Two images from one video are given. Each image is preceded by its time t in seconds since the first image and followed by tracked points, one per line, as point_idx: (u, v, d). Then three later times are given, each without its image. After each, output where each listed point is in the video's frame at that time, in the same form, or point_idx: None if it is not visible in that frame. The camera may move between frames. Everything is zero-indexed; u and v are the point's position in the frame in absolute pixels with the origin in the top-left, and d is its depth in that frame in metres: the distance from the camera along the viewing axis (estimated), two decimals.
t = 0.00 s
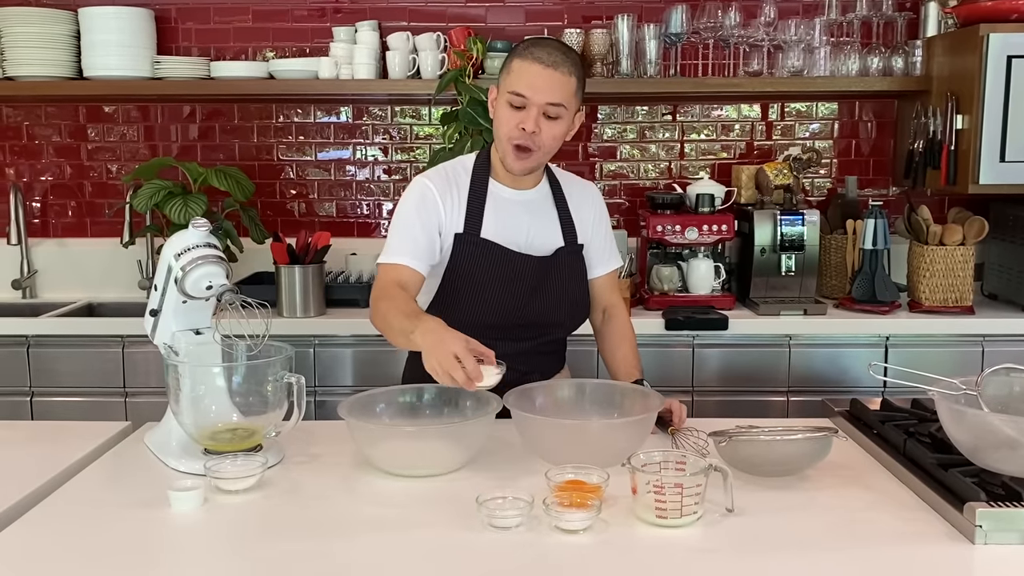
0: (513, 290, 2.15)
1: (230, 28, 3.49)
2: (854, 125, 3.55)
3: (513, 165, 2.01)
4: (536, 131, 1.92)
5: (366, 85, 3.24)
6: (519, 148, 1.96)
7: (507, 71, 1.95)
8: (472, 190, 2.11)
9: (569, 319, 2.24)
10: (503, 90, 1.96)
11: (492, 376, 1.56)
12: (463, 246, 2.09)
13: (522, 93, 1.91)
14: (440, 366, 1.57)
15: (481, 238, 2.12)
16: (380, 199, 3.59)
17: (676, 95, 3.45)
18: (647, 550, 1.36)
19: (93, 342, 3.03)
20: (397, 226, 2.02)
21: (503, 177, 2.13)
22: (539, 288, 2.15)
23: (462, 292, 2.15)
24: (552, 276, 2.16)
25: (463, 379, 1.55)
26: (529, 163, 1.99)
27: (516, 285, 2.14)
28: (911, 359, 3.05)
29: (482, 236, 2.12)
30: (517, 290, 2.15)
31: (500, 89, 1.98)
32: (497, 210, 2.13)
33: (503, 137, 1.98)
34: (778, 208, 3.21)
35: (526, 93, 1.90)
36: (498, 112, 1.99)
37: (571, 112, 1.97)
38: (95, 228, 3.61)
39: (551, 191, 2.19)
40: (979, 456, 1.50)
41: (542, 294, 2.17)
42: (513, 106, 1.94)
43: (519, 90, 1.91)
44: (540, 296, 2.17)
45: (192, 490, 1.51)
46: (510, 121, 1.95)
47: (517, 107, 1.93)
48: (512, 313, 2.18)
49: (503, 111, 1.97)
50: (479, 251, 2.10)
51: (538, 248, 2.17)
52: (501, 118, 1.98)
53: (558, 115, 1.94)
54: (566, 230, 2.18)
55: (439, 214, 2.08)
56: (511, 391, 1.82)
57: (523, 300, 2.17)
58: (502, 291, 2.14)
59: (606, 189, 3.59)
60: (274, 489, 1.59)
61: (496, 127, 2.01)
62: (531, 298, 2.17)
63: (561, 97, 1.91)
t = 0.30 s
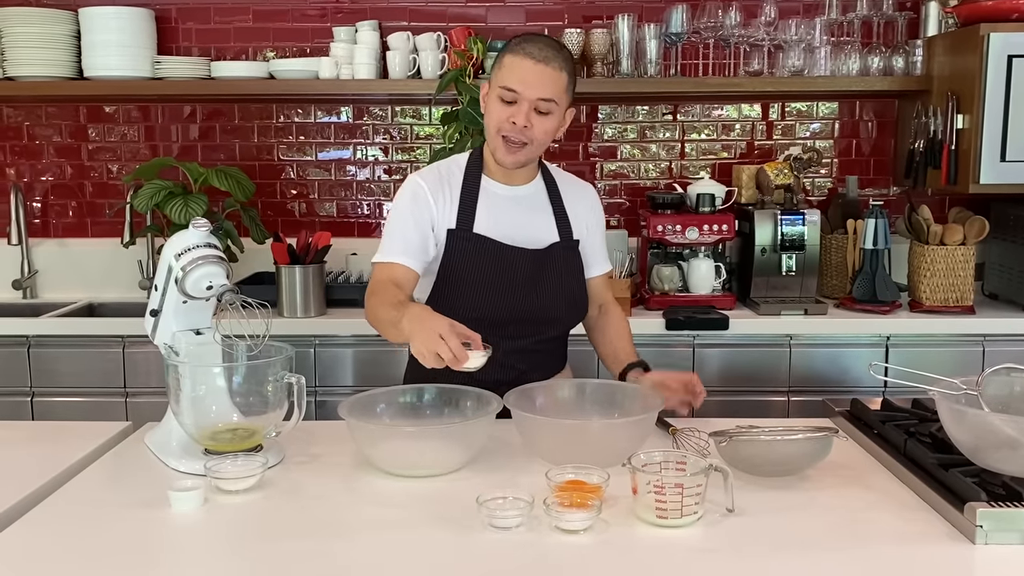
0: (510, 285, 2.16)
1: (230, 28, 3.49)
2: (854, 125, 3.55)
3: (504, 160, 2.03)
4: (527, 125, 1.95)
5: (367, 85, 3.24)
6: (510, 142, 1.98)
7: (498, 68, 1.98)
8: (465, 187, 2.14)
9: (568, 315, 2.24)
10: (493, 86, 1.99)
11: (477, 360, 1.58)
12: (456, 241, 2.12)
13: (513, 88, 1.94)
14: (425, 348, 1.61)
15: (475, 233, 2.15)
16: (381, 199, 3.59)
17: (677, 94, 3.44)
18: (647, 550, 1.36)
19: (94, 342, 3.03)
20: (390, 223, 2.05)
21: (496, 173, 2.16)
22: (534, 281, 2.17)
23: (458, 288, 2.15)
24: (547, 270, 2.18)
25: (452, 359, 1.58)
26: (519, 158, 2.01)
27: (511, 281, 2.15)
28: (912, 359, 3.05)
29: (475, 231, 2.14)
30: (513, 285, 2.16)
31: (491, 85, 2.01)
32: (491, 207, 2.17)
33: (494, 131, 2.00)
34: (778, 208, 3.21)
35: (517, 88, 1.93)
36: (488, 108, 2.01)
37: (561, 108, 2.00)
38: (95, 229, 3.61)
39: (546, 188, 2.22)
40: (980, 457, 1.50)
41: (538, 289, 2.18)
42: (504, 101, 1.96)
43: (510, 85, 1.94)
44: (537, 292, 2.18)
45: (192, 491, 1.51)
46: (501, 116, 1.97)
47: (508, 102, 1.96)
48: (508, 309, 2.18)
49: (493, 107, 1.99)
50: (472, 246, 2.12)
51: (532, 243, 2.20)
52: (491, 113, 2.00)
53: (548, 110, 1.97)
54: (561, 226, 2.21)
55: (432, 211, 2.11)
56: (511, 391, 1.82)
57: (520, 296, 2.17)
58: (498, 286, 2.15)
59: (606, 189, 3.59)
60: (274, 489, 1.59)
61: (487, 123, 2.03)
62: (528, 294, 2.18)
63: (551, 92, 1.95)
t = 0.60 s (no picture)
0: (500, 283, 2.17)
1: (230, 28, 3.49)
2: (854, 125, 3.55)
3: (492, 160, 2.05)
4: (512, 124, 1.96)
5: (367, 85, 3.24)
6: (496, 142, 1.99)
7: (479, 69, 1.99)
8: (452, 187, 2.17)
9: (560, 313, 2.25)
10: (476, 88, 2.00)
11: (455, 352, 1.54)
12: (443, 241, 2.14)
13: (496, 89, 1.95)
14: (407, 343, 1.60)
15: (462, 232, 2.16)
16: (381, 199, 3.59)
17: (677, 94, 3.45)
18: (647, 550, 1.36)
19: (94, 342, 3.04)
20: (379, 227, 2.09)
21: (484, 172, 2.18)
22: (524, 279, 2.18)
23: (449, 288, 2.17)
24: (536, 266, 2.19)
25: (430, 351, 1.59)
26: (507, 157, 2.02)
27: (501, 278, 2.17)
28: (912, 359, 3.05)
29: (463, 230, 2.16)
30: (502, 283, 2.18)
31: (474, 87, 2.02)
32: (479, 206, 2.18)
33: (480, 133, 2.01)
34: (778, 208, 3.21)
35: (500, 88, 1.94)
36: (473, 109, 2.02)
37: (545, 105, 2.01)
38: (96, 229, 3.61)
39: (535, 186, 2.23)
40: (980, 457, 1.50)
41: (528, 286, 2.19)
42: (487, 102, 1.97)
43: (493, 85, 1.95)
44: (526, 288, 2.19)
45: (192, 491, 1.51)
46: (485, 117, 1.98)
47: (491, 103, 1.97)
48: (499, 307, 2.19)
49: (477, 108, 2.00)
50: (459, 245, 2.14)
51: (521, 241, 2.21)
52: (476, 114, 2.01)
53: (533, 108, 1.97)
54: (550, 222, 2.22)
55: (419, 211, 2.13)
56: (511, 391, 1.82)
57: (511, 292, 2.19)
58: (488, 284, 2.17)
59: (607, 189, 3.59)
60: (274, 489, 1.59)
61: (472, 124, 2.04)
62: (519, 291, 2.19)
63: (534, 90, 1.96)
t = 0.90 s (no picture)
0: (490, 285, 2.18)
1: (231, 29, 3.49)
2: (855, 125, 3.55)
3: (487, 161, 2.04)
4: (507, 125, 1.96)
5: (367, 86, 3.24)
6: (491, 143, 1.99)
7: (474, 70, 1.99)
8: (447, 186, 2.17)
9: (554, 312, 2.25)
10: (471, 89, 2.00)
11: (457, 351, 1.58)
12: (436, 240, 2.15)
13: (491, 90, 1.95)
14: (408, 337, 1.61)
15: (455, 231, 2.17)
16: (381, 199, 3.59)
17: (677, 94, 3.45)
18: (648, 551, 1.36)
19: (95, 342, 3.04)
20: (375, 226, 2.11)
21: (479, 173, 2.18)
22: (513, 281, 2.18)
23: (443, 288, 2.18)
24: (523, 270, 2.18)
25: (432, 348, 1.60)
26: (502, 158, 2.02)
27: (491, 280, 2.18)
28: (913, 359, 3.05)
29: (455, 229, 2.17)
30: (492, 284, 2.18)
31: (469, 88, 2.02)
32: (472, 206, 2.18)
33: (474, 134, 2.01)
34: (778, 208, 3.21)
35: (494, 89, 1.94)
36: (467, 111, 2.02)
37: (540, 105, 2.01)
38: (96, 229, 3.61)
39: (530, 186, 2.21)
40: (980, 457, 1.50)
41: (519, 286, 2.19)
42: (482, 103, 1.97)
43: (487, 86, 1.95)
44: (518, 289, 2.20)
45: (193, 491, 1.51)
46: (480, 118, 1.98)
47: (486, 104, 1.97)
48: (492, 307, 2.20)
49: (472, 109, 2.00)
50: (451, 244, 2.14)
51: (513, 241, 2.20)
52: (471, 115, 2.01)
53: (527, 108, 1.97)
54: (543, 222, 2.20)
55: (414, 211, 2.15)
56: (512, 393, 1.83)
57: (501, 292, 2.20)
58: (480, 284, 2.18)
59: (607, 189, 3.59)
60: (274, 490, 1.59)
61: (467, 126, 2.04)
62: (510, 291, 2.20)
63: (528, 91, 1.96)
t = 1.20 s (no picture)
0: (485, 284, 2.19)
1: (231, 29, 3.49)
2: (856, 126, 3.55)
3: (486, 161, 2.05)
4: (506, 126, 1.97)
5: (368, 86, 3.24)
6: (490, 144, 2.00)
7: (473, 71, 1.99)
8: (444, 186, 2.17)
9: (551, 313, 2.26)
10: (470, 90, 2.00)
11: (486, 318, 1.67)
12: (433, 239, 2.15)
13: (489, 91, 1.95)
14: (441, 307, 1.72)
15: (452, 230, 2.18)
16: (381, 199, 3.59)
17: (678, 95, 3.44)
18: (649, 551, 1.36)
19: (96, 342, 3.04)
20: (375, 225, 2.11)
21: (479, 173, 2.18)
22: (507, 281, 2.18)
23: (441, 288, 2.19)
24: (516, 269, 2.19)
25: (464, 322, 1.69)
26: (502, 158, 2.03)
27: (486, 280, 2.18)
28: (913, 360, 3.05)
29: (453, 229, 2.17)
30: (486, 283, 2.20)
31: (468, 88, 2.02)
32: (469, 205, 2.19)
33: (473, 134, 2.01)
34: (779, 208, 3.21)
35: (493, 90, 1.94)
36: (466, 111, 2.02)
37: (539, 105, 2.01)
38: (98, 230, 3.61)
39: (527, 185, 2.21)
40: (981, 457, 1.50)
41: (514, 286, 2.20)
42: (481, 104, 1.98)
43: (486, 88, 1.95)
44: (512, 289, 2.20)
45: (194, 492, 1.51)
46: (479, 119, 1.99)
47: (485, 105, 1.97)
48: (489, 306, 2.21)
49: (471, 110, 2.00)
50: (448, 243, 2.15)
51: (508, 241, 2.21)
52: (470, 116, 2.01)
53: (526, 109, 1.97)
54: (537, 220, 2.20)
55: (414, 211, 2.15)
56: (512, 394, 1.83)
57: (496, 292, 2.21)
58: (476, 284, 2.18)
59: (607, 189, 3.59)
60: (276, 490, 1.59)
61: (466, 126, 2.04)
62: (505, 291, 2.21)
63: (527, 92, 1.96)
